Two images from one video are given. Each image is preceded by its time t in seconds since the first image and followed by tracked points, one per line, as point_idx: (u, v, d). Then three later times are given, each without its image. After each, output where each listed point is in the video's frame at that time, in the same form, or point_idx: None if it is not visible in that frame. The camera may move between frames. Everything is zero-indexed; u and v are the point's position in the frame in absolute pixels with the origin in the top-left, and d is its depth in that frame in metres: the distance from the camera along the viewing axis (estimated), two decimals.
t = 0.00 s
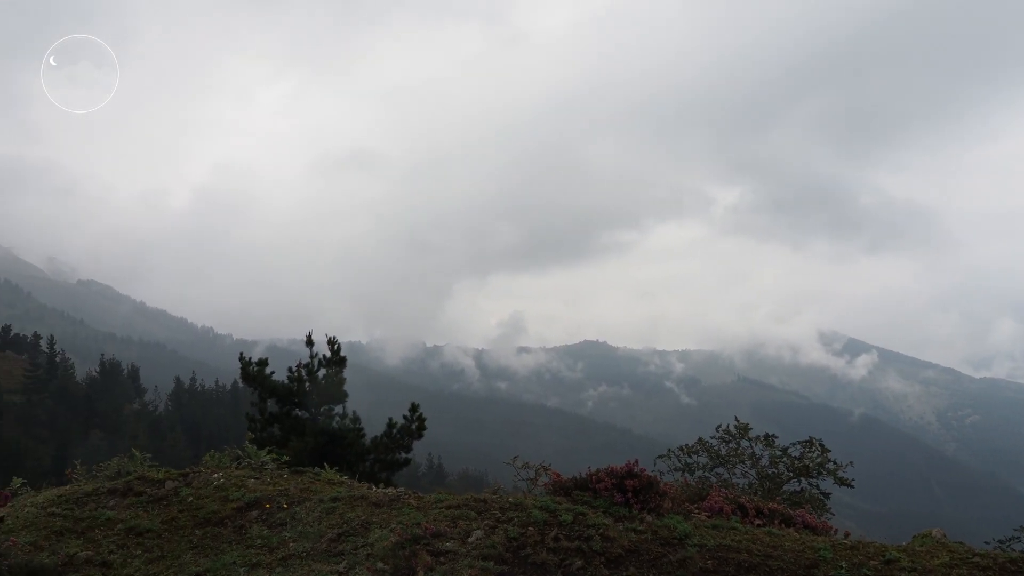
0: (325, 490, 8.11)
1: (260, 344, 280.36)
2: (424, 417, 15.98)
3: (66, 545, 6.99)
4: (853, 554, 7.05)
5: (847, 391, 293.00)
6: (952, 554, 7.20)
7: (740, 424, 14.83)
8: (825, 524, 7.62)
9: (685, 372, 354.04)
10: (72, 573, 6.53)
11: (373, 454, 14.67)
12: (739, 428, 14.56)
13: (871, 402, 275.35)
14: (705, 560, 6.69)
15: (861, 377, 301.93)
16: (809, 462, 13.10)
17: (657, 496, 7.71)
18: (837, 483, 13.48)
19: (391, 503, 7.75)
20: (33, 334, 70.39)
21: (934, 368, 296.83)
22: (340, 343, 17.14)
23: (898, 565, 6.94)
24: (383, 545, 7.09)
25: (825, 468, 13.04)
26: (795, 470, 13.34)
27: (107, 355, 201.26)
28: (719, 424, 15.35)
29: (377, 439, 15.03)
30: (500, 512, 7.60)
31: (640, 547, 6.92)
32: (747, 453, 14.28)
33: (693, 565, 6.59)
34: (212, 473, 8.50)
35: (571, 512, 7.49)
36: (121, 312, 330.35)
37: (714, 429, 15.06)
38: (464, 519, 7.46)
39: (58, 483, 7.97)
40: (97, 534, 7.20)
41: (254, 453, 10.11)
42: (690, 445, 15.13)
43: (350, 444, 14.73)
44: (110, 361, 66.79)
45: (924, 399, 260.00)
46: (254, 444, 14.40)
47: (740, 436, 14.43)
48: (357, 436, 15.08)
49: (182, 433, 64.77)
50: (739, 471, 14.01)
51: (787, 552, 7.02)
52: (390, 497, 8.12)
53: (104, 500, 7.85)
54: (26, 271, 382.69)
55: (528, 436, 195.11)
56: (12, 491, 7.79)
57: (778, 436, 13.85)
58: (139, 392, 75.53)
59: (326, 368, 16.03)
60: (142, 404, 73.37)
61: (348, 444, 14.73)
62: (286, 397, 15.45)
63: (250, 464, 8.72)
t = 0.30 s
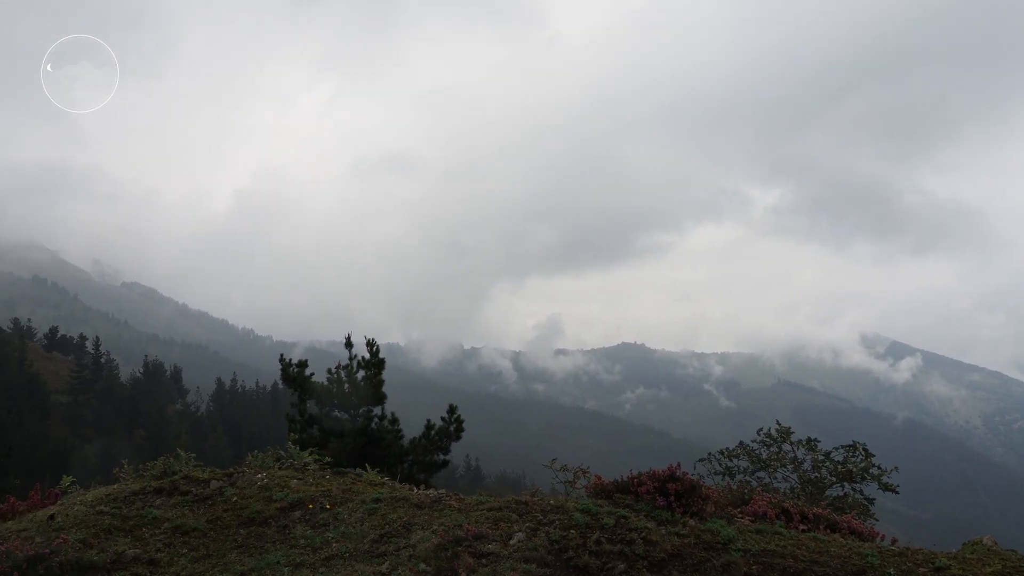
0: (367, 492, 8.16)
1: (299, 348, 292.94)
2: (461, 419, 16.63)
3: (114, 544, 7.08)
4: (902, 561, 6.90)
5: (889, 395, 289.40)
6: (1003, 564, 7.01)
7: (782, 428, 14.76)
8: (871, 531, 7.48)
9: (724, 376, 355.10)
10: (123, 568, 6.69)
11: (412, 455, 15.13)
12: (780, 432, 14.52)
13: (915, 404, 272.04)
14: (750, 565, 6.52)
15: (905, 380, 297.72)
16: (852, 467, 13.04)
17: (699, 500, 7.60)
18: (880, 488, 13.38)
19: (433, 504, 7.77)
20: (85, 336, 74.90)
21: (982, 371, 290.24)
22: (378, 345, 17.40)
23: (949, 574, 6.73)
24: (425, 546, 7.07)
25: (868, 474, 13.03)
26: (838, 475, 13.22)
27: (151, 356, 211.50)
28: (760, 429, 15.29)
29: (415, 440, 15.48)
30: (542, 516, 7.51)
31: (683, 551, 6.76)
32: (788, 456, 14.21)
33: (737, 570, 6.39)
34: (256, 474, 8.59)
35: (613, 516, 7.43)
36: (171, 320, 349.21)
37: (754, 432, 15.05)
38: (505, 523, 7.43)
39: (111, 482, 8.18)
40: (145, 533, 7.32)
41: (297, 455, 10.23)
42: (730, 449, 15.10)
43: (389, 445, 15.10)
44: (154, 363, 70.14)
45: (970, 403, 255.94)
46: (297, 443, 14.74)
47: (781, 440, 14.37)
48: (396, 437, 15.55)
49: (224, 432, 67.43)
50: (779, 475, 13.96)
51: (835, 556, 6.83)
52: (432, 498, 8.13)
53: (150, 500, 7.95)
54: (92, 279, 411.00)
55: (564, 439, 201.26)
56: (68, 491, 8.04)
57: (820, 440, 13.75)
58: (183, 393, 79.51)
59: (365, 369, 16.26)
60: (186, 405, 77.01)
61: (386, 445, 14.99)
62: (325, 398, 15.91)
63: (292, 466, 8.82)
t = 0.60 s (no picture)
0: (400, 493, 8.20)
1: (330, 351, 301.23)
2: (491, 421, 16.75)
3: (152, 541, 7.18)
4: (940, 566, 6.83)
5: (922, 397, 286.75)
6: None
7: (816, 430, 14.76)
8: (909, 534, 7.39)
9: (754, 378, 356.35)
10: (160, 568, 6.77)
11: (441, 457, 15.37)
12: (814, 435, 14.52)
13: (952, 406, 269.36)
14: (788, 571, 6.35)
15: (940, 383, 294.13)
16: (886, 471, 13.04)
17: (733, 503, 7.47)
18: (917, 493, 13.26)
19: (465, 506, 7.77)
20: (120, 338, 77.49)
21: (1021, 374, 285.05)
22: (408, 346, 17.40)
23: None
24: (459, 547, 7.07)
25: (904, 480, 13.00)
26: (872, 479, 13.21)
27: (183, 356, 219.01)
28: (794, 431, 15.24)
29: (446, 440, 15.71)
30: (574, 517, 7.51)
31: (717, 554, 6.62)
32: (824, 459, 14.11)
33: None
34: (290, 473, 8.68)
35: (646, 518, 7.36)
36: (208, 323, 362.60)
37: (787, 435, 15.05)
38: (539, 522, 7.41)
39: (147, 482, 8.31)
40: (180, 531, 7.40)
41: (329, 455, 10.29)
42: (763, 451, 15.03)
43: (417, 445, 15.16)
44: (188, 364, 72.13)
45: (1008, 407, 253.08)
46: (330, 444, 14.87)
47: (815, 442, 14.39)
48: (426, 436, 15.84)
49: (256, 431, 69.07)
50: (814, 479, 13.85)
51: (873, 562, 6.68)
52: (465, 500, 8.08)
53: (185, 499, 8.04)
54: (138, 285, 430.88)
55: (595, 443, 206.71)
56: (108, 488, 8.21)
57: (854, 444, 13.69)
58: (215, 393, 81.97)
59: (395, 369, 16.21)
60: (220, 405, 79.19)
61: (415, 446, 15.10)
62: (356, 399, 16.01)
63: (326, 466, 8.88)
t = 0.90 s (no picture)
0: (429, 495, 8.23)
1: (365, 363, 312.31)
2: (518, 422, 17.00)
3: (184, 540, 7.25)
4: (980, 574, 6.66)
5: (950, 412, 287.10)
6: None
7: (846, 434, 14.70)
8: (944, 541, 7.25)
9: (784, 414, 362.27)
10: (192, 566, 6.82)
11: (468, 457, 15.56)
12: (844, 439, 14.47)
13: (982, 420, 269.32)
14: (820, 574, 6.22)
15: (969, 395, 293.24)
16: (920, 476, 12.87)
17: (764, 507, 7.40)
18: (951, 497, 13.05)
19: (495, 507, 7.78)
20: (151, 339, 79.65)
21: None
22: (435, 348, 17.74)
23: None
24: (488, 549, 7.06)
25: (938, 483, 12.79)
26: (903, 483, 13.13)
27: (212, 358, 228.06)
28: (823, 434, 15.31)
29: (472, 443, 15.94)
30: (604, 521, 7.47)
31: (748, 557, 6.54)
32: (853, 463, 14.08)
33: None
34: (320, 474, 8.73)
35: (675, 522, 7.33)
36: (249, 334, 385.70)
37: (818, 438, 15.00)
38: (567, 525, 7.40)
39: (179, 481, 8.39)
40: (213, 531, 7.47)
41: (357, 455, 10.34)
42: (794, 454, 15.02)
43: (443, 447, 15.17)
44: (217, 364, 73.84)
45: None
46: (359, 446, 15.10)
47: (846, 446, 14.33)
48: (453, 438, 15.94)
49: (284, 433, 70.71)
50: (844, 481, 13.81)
51: (908, 567, 6.55)
52: (494, 502, 8.10)
53: (217, 499, 8.13)
54: (183, 298, 460.04)
55: (621, 445, 241.93)
56: (139, 487, 8.32)
57: (886, 447, 13.61)
58: (244, 394, 84.02)
59: (422, 372, 16.77)
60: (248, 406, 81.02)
61: (441, 447, 15.08)
62: (384, 401, 16.23)
63: (355, 467, 8.93)
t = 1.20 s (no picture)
0: (462, 498, 8.23)
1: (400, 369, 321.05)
2: (548, 427, 17.36)
3: (220, 541, 7.34)
4: None
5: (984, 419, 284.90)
6: None
7: (882, 438, 14.51)
8: (981, 547, 7.15)
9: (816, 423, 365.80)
10: (229, 567, 6.90)
11: (498, 459, 15.84)
12: (880, 443, 14.28)
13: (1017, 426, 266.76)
14: None
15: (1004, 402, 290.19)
16: (958, 483, 12.70)
17: (801, 513, 7.32)
18: (989, 506, 12.84)
19: (528, 512, 7.75)
20: (184, 343, 82.98)
21: None
22: (465, 352, 18.20)
23: None
24: (523, 553, 7.08)
25: (976, 489, 12.61)
26: (941, 490, 12.93)
27: (244, 359, 235.66)
28: (859, 440, 15.08)
29: (502, 446, 16.23)
30: (639, 525, 7.42)
31: (786, 564, 6.47)
32: (888, 468, 13.89)
33: None
34: (353, 477, 8.84)
35: (712, 526, 7.25)
36: (283, 338, 401.42)
37: (852, 443, 14.84)
38: (603, 530, 7.36)
39: (215, 483, 8.51)
40: (248, 532, 7.54)
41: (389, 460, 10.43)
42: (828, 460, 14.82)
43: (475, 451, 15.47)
44: (248, 368, 76.61)
45: None
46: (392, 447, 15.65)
47: (882, 450, 14.13)
48: (484, 441, 16.27)
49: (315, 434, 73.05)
50: (881, 487, 13.58)
51: None
52: (527, 504, 8.05)
53: (252, 500, 8.22)
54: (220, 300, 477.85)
55: (652, 449, 256.81)
56: (178, 489, 8.52)
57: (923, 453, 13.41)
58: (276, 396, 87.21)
59: (453, 375, 17.25)
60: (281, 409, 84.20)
61: (473, 450, 15.38)
62: (414, 404, 16.76)
63: (388, 470, 9.00)
